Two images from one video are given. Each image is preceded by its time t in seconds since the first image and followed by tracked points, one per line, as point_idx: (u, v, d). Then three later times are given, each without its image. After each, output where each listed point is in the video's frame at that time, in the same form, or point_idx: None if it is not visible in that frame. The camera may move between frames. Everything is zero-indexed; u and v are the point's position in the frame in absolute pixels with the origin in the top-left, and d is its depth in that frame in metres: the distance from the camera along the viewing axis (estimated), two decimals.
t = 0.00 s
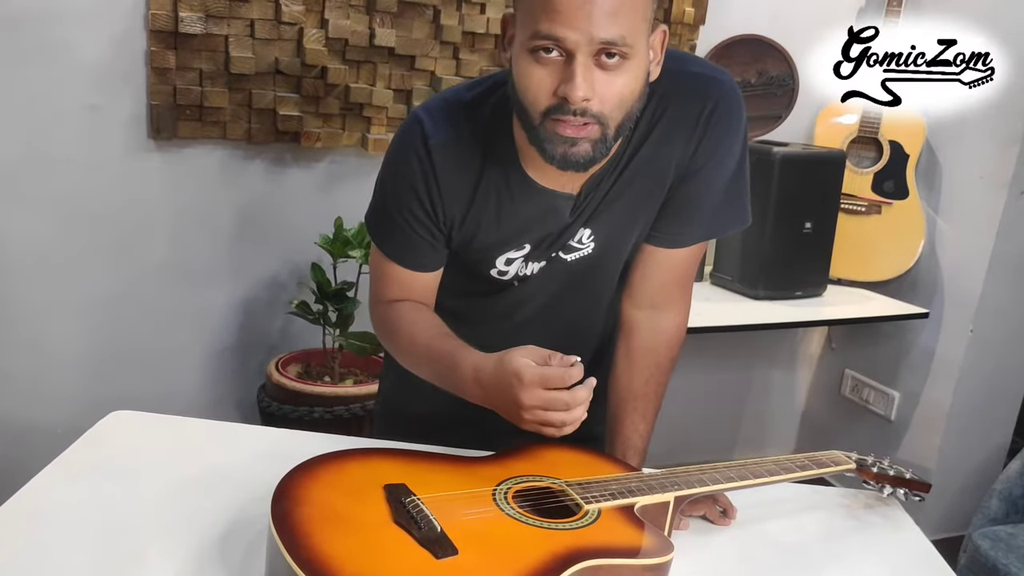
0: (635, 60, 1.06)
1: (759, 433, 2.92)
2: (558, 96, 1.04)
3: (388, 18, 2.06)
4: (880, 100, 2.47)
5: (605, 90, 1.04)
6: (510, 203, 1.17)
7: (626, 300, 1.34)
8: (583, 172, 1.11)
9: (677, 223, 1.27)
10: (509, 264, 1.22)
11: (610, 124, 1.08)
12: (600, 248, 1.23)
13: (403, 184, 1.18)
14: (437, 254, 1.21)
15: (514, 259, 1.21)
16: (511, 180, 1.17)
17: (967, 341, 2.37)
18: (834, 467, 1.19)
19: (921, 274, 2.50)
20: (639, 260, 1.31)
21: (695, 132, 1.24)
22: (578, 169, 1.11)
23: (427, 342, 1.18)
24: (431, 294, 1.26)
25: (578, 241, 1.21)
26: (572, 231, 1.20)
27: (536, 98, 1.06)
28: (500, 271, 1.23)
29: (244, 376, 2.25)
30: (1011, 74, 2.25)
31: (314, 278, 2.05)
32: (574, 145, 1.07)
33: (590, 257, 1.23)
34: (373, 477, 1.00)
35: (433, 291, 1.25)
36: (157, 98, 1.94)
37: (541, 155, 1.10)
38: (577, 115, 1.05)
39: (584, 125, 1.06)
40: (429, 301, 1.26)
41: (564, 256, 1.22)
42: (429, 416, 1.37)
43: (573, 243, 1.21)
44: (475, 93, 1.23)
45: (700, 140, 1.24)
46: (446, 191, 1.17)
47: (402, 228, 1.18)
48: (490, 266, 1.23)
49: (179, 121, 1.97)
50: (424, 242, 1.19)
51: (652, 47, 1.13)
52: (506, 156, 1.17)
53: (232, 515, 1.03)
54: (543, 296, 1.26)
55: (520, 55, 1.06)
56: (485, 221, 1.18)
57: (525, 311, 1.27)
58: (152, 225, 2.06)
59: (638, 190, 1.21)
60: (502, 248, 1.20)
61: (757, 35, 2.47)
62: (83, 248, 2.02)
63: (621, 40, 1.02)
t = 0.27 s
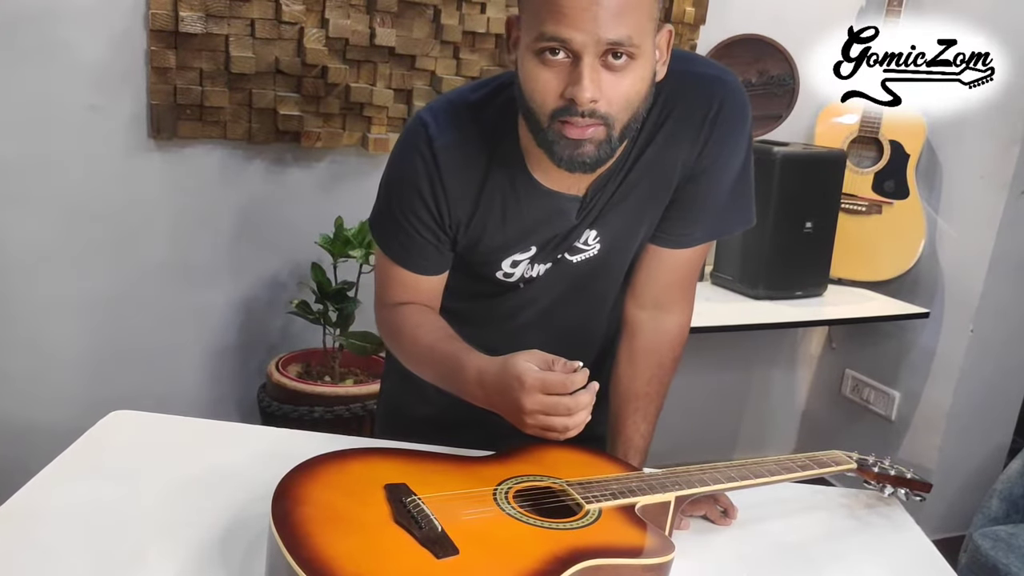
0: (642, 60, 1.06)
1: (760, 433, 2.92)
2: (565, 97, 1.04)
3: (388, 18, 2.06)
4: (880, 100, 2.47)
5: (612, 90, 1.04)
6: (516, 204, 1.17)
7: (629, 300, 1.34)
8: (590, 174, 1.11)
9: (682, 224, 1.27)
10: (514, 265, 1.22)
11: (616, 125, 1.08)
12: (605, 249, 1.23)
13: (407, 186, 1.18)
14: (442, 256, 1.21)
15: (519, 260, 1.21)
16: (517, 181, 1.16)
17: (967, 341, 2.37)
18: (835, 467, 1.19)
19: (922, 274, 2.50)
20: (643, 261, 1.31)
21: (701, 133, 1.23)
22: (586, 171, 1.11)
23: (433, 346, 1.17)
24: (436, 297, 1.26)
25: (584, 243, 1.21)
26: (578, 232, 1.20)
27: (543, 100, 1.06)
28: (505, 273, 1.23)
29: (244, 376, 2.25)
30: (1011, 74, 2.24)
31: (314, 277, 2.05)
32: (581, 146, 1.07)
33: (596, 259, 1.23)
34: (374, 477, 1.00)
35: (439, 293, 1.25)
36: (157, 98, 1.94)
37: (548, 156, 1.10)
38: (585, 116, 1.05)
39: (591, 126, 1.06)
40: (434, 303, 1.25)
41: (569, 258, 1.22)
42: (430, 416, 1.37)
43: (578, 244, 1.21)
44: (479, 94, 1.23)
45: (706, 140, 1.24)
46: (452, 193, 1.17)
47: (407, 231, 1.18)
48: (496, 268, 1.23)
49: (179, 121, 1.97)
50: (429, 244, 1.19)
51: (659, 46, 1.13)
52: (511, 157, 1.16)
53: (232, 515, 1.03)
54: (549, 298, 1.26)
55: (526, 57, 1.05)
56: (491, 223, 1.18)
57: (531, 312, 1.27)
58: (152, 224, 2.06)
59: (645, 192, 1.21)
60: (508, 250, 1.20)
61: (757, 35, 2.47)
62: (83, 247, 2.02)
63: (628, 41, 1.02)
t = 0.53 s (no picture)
0: (637, 56, 1.05)
1: (759, 432, 2.92)
2: (561, 97, 1.04)
3: (388, 18, 2.06)
4: (880, 100, 2.47)
5: (606, 88, 1.04)
6: (522, 204, 1.17)
7: (631, 300, 1.35)
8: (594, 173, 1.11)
9: (687, 225, 1.27)
10: (519, 266, 1.22)
11: (614, 123, 1.08)
12: (611, 250, 1.23)
13: (412, 188, 1.18)
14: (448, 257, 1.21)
15: (524, 261, 1.21)
16: (522, 182, 1.16)
17: (967, 341, 2.37)
18: (835, 467, 1.19)
19: (922, 274, 2.50)
20: (647, 262, 1.31)
21: (708, 133, 1.24)
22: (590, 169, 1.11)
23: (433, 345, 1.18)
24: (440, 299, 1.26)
25: (589, 243, 1.21)
26: (584, 233, 1.20)
27: (541, 102, 1.07)
28: (511, 273, 1.23)
29: (244, 376, 2.25)
30: (1011, 74, 2.24)
31: (314, 277, 2.05)
32: (581, 145, 1.07)
33: (601, 259, 1.23)
34: (374, 477, 1.00)
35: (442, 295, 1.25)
36: (157, 98, 1.94)
37: (551, 156, 1.10)
38: (581, 116, 1.05)
39: (588, 125, 1.06)
40: (438, 305, 1.25)
41: (575, 258, 1.22)
42: (430, 416, 1.37)
43: (584, 245, 1.21)
44: (484, 96, 1.23)
45: (713, 141, 1.24)
46: (457, 193, 1.17)
47: (413, 232, 1.19)
48: (501, 268, 1.23)
49: (179, 121, 1.97)
50: (434, 245, 1.19)
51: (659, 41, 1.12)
52: (517, 158, 1.16)
53: (232, 515, 1.03)
54: (554, 298, 1.26)
55: (523, 61, 1.06)
56: (497, 223, 1.18)
57: (536, 313, 1.27)
58: (152, 225, 2.06)
59: (650, 192, 1.21)
60: (514, 250, 1.20)
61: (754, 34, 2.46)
62: (83, 248, 2.02)
63: (620, 37, 1.02)
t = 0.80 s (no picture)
0: (643, 63, 1.06)
1: (759, 432, 2.92)
2: (565, 95, 1.04)
3: (388, 18, 2.06)
4: (880, 100, 2.47)
5: (610, 92, 1.04)
6: (519, 204, 1.17)
7: (630, 299, 1.35)
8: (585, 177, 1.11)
9: (685, 225, 1.28)
10: (517, 266, 1.22)
11: (612, 129, 1.08)
12: (608, 250, 1.24)
13: (409, 187, 1.18)
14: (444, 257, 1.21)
15: (522, 261, 1.21)
16: (520, 182, 1.16)
17: (967, 341, 2.37)
18: (836, 466, 1.19)
19: (922, 274, 2.50)
20: (645, 262, 1.32)
21: (706, 134, 1.23)
22: (580, 174, 1.11)
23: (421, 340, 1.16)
24: (435, 301, 1.26)
25: (587, 243, 1.21)
26: (581, 233, 1.20)
27: (544, 99, 1.06)
28: (508, 273, 1.23)
29: (244, 376, 2.25)
30: (1011, 74, 2.24)
31: (314, 277, 2.05)
32: (576, 149, 1.07)
33: (599, 259, 1.24)
34: (373, 477, 1.00)
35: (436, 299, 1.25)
36: (158, 98, 1.94)
37: (546, 158, 1.10)
38: (581, 118, 1.05)
39: (587, 129, 1.06)
40: (432, 306, 1.25)
41: (572, 258, 1.22)
42: (430, 416, 1.37)
43: (581, 245, 1.21)
44: (483, 95, 1.23)
45: (711, 142, 1.24)
46: (454, 193, 1.17)
47: (410, 231, 1.19)
48: (498, 268, 1.23)
49: (179, 121, 1.97)
50: (430, 244, 1.19)
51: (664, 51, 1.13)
52: (515, 158, 1.16)
53: (231, 515, 1.03)
54: (551, 298, 1.26)
55: (529, 54, 1.05)
56: (494, 223, 1.18)
57: (534, 313, 1.27)
58: (152, 225, 2.06)
59: (648, 193, 1.21)
60: (511, 250, 1.20)
61: (754, 35, 2.47)
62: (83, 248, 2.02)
63: (630, 42, 1.02)
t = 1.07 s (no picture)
0: (633, 67, 1.06)
1: (759, 432, 2.92)
2: (554, 103, 1.04)
3: (388, 19, 2.06)
4: (880, 100, 2.47)
5: (601, 97, 1.04)
6: (517, 204, 1.17)
7: (628, 299, 1.35)
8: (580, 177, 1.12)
9: (682, 225, 1.28)
10: (515, 266, 1.22)
11: (606, 131, 1.08)
12: (606, 250, 1.24)
13: (407, 187, 1.18)
14: (444, 258, 1.21)
15: (520, 261, 1.22)
16: (518, 182, 1.16)
17: (967, 341, 2.37)
18: (835, 467, 1.19)
19: (921, 274, 2.50)
20: (643, 262, 1.32)
21: (703, 133, 1.24)
22: (576, 174, 1.11)
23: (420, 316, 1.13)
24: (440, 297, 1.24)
25: (584, 243, 1.21)
26: (579, 233, 1.20)
27: (535, 105, 1.07)
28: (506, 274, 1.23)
29: (244, 376, 2.25)
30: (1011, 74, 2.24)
31: (314, 278, 2.05)
32: (571, 151, 1.07)
33: (597, 259, 1.24)
34: (373, 477, 1.00)
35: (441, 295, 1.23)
36: (158, 98, 1.94)
37: (541, 160, 1.10)
38: (573, 123, 1.05)
39: (581, 133, 1.07)
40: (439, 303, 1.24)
41: (570, 258, 1.22)
42: (429, 417, 1.38)
43: (579, 245, 1.21)
44: (479, 96, 1.24)
45: (708, 141, 1.24)
46: (451, 194, 1.18)
47: (407, 232, 1.19)
48: (496, 269, 1.23)
49: (179, 121, 1.97)
50: (428, 244, 1.19)
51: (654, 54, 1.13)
52: (512, 158, 1.16)
53: (232, 515, 1.03)
54: (550, 298, 1.26)
55: (519, 62, 1.06)
56: (492, 223, 1.19)
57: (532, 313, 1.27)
58: (152, 225, 2.06)
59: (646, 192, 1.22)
60: (509, 251, 1.21)
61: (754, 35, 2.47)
62: (83, 248, 2.02)
63: (618, 47, 1.02)
